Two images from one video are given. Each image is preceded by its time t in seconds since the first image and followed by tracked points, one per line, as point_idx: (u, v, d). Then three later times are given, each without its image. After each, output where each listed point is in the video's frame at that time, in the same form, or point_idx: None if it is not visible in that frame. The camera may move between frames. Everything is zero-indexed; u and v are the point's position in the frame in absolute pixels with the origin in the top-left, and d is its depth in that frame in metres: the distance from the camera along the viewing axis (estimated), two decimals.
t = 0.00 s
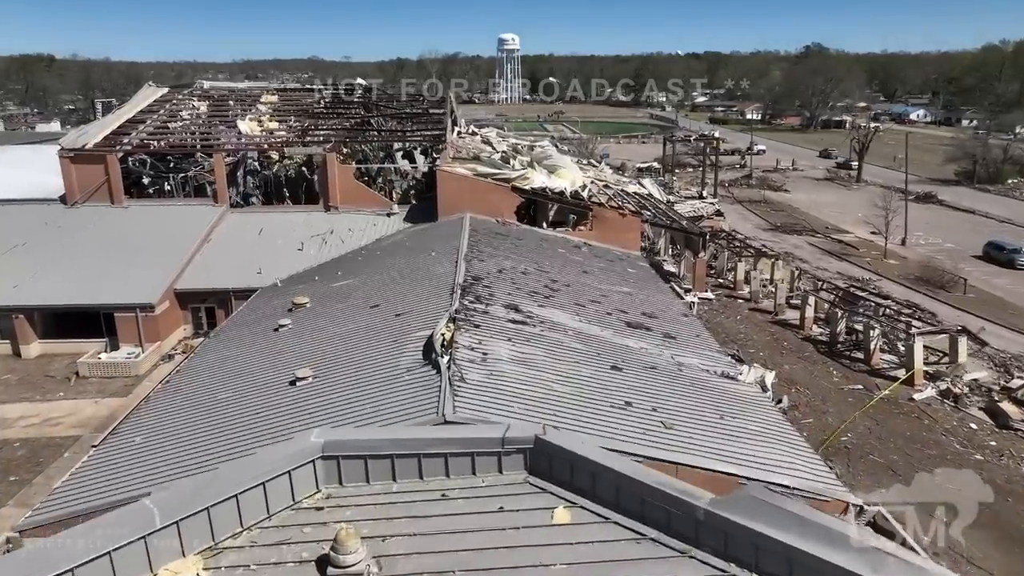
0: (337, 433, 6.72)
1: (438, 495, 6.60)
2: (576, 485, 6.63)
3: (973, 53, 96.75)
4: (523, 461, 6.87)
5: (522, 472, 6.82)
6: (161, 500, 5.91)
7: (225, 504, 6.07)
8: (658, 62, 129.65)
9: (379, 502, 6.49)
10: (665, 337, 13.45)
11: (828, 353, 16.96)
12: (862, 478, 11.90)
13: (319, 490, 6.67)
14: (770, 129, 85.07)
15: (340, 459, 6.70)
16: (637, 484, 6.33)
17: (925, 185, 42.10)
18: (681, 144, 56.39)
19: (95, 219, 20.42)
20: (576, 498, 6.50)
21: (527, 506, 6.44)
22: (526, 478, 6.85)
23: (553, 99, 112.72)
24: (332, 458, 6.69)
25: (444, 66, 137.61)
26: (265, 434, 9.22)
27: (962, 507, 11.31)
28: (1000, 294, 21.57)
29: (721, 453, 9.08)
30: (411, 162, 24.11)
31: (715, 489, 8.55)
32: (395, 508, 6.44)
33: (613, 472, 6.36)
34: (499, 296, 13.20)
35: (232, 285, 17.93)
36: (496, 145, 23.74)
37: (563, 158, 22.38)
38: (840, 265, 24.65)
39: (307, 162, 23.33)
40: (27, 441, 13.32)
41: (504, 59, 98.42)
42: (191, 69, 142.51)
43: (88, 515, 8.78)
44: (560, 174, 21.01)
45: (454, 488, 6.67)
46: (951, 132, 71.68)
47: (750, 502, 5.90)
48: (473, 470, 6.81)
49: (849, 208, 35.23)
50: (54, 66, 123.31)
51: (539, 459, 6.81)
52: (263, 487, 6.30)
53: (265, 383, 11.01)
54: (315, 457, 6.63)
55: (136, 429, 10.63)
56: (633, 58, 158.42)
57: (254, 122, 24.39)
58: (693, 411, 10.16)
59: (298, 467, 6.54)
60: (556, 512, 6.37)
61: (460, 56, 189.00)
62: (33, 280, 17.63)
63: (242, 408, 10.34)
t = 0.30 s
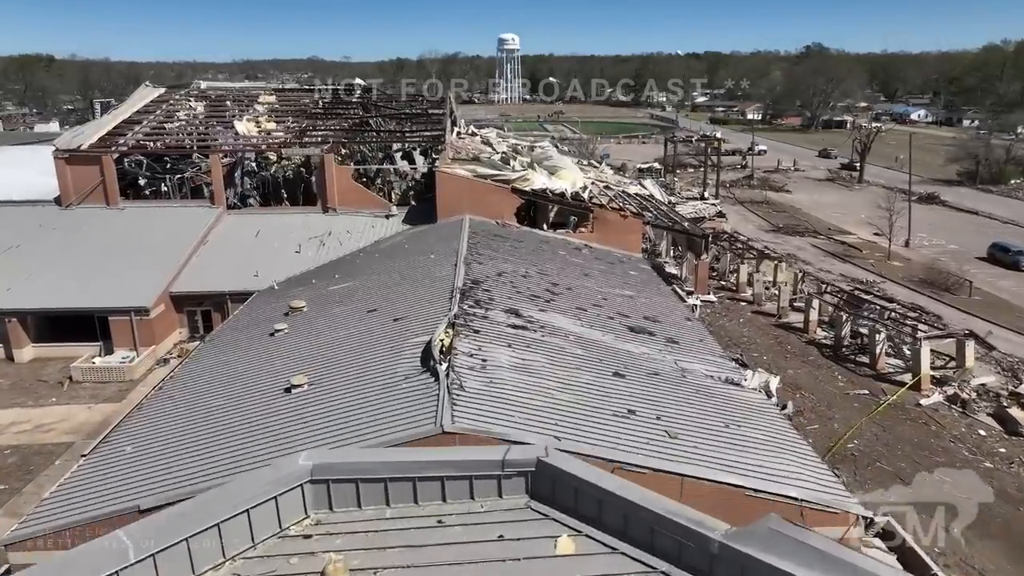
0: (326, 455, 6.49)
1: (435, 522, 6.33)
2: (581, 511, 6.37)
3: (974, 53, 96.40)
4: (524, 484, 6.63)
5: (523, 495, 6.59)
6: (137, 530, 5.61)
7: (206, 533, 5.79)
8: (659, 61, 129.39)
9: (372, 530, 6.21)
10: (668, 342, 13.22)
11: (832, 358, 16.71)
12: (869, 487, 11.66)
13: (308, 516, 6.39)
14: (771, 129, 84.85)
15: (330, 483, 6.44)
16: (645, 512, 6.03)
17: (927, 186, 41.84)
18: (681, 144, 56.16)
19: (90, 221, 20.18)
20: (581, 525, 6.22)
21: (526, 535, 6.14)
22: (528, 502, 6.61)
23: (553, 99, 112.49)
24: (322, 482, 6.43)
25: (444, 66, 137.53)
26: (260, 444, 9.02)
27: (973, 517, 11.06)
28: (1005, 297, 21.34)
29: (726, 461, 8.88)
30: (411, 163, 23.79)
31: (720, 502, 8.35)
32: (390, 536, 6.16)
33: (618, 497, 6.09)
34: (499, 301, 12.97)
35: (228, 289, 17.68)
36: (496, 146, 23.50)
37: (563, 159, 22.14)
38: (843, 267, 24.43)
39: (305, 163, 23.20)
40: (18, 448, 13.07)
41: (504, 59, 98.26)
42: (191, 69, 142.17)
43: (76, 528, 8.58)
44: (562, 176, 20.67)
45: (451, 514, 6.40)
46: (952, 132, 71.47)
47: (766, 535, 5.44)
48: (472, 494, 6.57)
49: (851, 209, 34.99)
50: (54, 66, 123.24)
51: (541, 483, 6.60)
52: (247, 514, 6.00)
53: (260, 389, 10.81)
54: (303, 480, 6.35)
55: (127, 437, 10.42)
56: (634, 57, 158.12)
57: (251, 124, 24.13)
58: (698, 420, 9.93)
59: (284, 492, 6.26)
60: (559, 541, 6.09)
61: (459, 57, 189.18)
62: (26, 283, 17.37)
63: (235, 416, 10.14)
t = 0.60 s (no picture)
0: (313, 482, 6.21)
1: (432, 551, 6.10)
2: (585, 540, 6.13)
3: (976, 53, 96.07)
4: (525, 511, 6.41)
5: (524, 522, 6.37)
6: (108, 567, 5.41)
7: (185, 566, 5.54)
8: (659, 62, 129.13)
9: (365, 561, 5.98)
10: (671, 347, 12.98)
11: (837, 361, 16.48)
12: (877, 496, 11.42)
13: (295, 545, 6.16)
14: (772, 129, 84.58)
15: (319, 509, 6.18)
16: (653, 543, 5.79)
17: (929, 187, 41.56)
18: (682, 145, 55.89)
19: (85, 223, 19.94)
20: (586, 556, 6.01)
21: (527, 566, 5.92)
22: (529, 529, 6.38)
23: (553, 99, 112.22)
24: (310, 510, 6.17)
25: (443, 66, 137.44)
26: (253, 454, 8.78)
27: (985, 527, 10.81)
28: (1011, 299, 21.10)
29: (732, 472, 8.65)
30: (410, 164, 23.50)
31: (726, 515, 8.14)
32: (384, 567, 5.93)
33: (624, 527, 5.86)
34: (499, 305, 12.72)
35: (224, 291, 17.42)
36: (495, 146, 23.25)
37: (564, 160, 21.87)
38: (847, 269, 24.19)
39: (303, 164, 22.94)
40: (9, 455, 12.82)
41: (504, 59, 98.04)
42: (190, 70, 141.86)
43: (62, 544, 8.33)
44: (562, 177, 20.54)
45: (448, 543, 6.17)
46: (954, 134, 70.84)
47: (790, 575, 5.07)
48: (471, 520, 6.34)
49: (854, 210, 34.73)
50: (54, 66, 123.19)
51: (545, 509, 6.38)
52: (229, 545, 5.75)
53: (255, 397, 10.56)
54: (291, 508, 6.11)
55: (118, 445, 10.20)
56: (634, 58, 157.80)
57: (249, 124, 23.91)
58: (703, 428, 9.69)
59: (269, 522, 6.00)
60: (564, 571, 5.89)
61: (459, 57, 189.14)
62: (19, 286, 17.12)
63: (228, 425, 9.89)
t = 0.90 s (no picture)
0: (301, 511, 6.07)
1: None
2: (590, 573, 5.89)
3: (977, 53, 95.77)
4: (527, 540, 6.14)
5: (525, 554, 6.10)
6: None
7: None
8: (659, 62, 128.85)
9: None
10: (674, 352, 12.73)
11: (842, 366, 16.24)
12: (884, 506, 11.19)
13: None
14: (772, 129, 84.34)
15: (306, 540, 6.01)
16: None
17: (932, 187, 41.31)
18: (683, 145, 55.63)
19: (81, 225, 19.71)
20: None
21: None
22: (530, 559, 6.13)
23: (553, 99, 111.92)
24: (297, 540, 6.01)
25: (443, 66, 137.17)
26: (248, 465, 8.55)
27: (996, 538, 10.57)
28: (1017, 301, 20.86)
29: (739, 483, 8.43)
30: (410, 165, 23.23)
31: (733, 528, 7.94)
32: None
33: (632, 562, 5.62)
34: (499, 309, 12.48)
35: (220, 295, 17.19)
36: (495, 147, 23.01)
37: (564, 161, 21.63)
38: (850, 271, 23.95)
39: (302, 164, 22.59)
40: None
41: (504, 59, 97.86)
42: (190, 70, 141.58)
43: (48, 558, 8.10)
44: (562, 177, 20.29)
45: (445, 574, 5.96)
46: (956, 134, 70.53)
47: None
48: (469, 550, 6.11)
49: (857, 211, 34.48)
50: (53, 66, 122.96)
51: (548, 539, 6.14)
52: None
53: (249, 404, 10.32)
54: (277, 538, 5.97)
55: (110, 453, 9.96)
56: (634, 58, 157.47)
57: (246, 125, 23.67)
58: (708, 437, 9.46)
59: (255, 553, 5.88)
60: None
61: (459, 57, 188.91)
62: (13, 288, 16.89)
63: (221, 434, 9.65)
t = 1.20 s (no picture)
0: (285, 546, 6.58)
1: None
2: None
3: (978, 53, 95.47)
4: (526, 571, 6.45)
5: None
6: None
7: None
8: (659, 62, 128.56)
9: None
10: (678, 357, 12.49)
11: (847, 370, 16.01)
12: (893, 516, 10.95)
13: None
14: (773, 129, 84.12)
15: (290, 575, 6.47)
16: None
17: (935, 188, 41.06)
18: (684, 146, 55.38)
19: (76, 227, 19.48)
20: None
21: None
22: None
23: (553, 99, 111.60)
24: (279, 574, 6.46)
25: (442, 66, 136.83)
26: (239, 476, 8.31)
27: (1008, 549, 10.33)
28: None
29: (746, 494, 8.21)
30: (409, 166, 22.99)
31: (740, 542, 7.75)
32: None
33: None
34: (498, 314, 12.24)
35: (216, 298, 16.94)
36: (496, 148, 22.76)
37: (565, 161, 21.38)
38: (854, 273, 23.71)
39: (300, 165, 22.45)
40: None
41: (503, 59, 97.67)
42: (190, 70, 141.20)
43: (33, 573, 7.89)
44: (563, 179, 20.05)
45: None
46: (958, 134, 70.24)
47: None
48: None
49: (859, 212, 34.24)
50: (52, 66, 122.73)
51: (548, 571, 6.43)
52: None
53: (243, 412, 10.07)
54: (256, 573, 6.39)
55: (100, 463, 9.73)
56: (634, 58, 157.17)
57: (243, 125, 23.36)
58: (713, 447, 9.22)
59: None
60: None
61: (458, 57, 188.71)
62: (5, 292, 16.64)
63: (213, 443, 9.39)
